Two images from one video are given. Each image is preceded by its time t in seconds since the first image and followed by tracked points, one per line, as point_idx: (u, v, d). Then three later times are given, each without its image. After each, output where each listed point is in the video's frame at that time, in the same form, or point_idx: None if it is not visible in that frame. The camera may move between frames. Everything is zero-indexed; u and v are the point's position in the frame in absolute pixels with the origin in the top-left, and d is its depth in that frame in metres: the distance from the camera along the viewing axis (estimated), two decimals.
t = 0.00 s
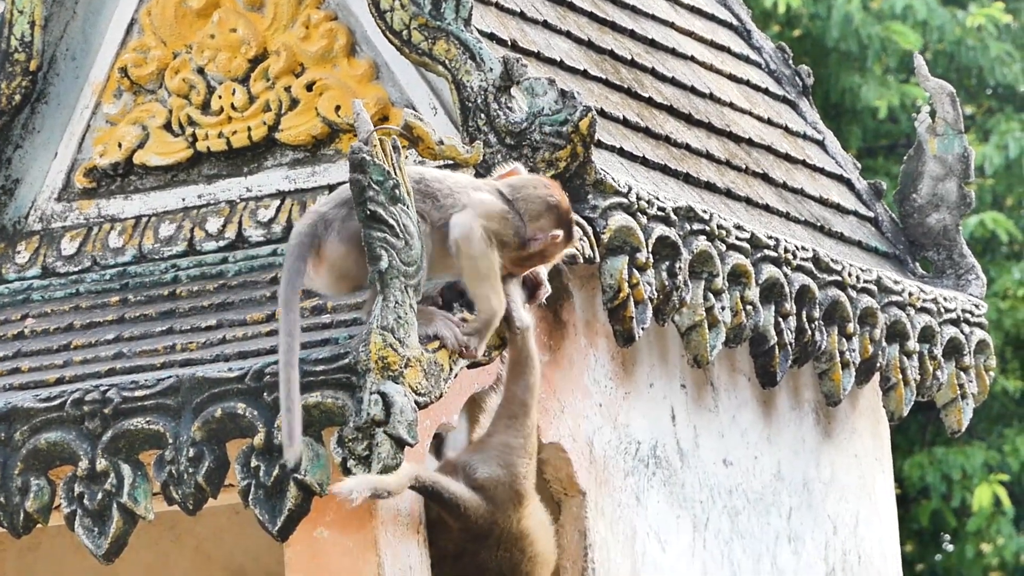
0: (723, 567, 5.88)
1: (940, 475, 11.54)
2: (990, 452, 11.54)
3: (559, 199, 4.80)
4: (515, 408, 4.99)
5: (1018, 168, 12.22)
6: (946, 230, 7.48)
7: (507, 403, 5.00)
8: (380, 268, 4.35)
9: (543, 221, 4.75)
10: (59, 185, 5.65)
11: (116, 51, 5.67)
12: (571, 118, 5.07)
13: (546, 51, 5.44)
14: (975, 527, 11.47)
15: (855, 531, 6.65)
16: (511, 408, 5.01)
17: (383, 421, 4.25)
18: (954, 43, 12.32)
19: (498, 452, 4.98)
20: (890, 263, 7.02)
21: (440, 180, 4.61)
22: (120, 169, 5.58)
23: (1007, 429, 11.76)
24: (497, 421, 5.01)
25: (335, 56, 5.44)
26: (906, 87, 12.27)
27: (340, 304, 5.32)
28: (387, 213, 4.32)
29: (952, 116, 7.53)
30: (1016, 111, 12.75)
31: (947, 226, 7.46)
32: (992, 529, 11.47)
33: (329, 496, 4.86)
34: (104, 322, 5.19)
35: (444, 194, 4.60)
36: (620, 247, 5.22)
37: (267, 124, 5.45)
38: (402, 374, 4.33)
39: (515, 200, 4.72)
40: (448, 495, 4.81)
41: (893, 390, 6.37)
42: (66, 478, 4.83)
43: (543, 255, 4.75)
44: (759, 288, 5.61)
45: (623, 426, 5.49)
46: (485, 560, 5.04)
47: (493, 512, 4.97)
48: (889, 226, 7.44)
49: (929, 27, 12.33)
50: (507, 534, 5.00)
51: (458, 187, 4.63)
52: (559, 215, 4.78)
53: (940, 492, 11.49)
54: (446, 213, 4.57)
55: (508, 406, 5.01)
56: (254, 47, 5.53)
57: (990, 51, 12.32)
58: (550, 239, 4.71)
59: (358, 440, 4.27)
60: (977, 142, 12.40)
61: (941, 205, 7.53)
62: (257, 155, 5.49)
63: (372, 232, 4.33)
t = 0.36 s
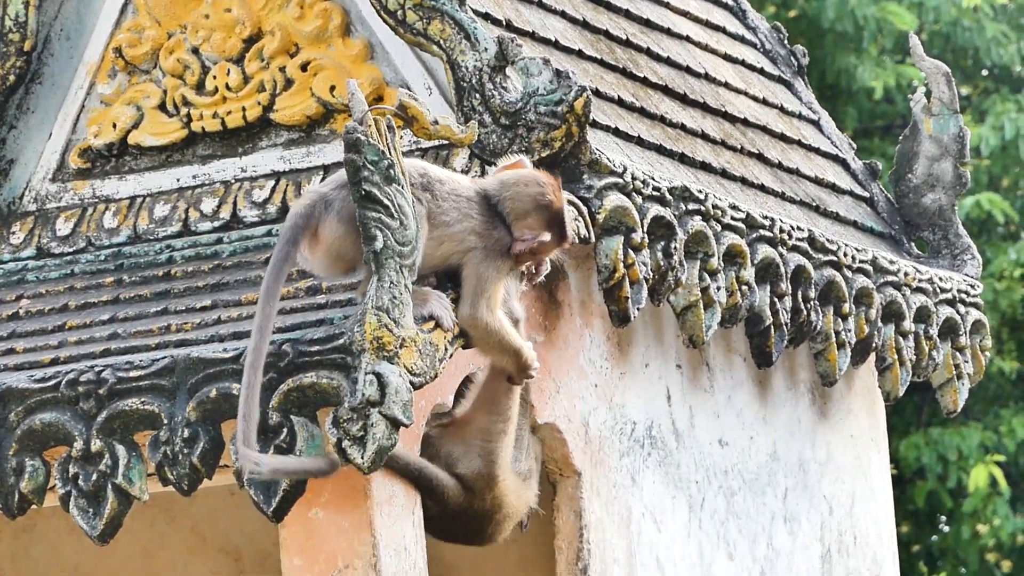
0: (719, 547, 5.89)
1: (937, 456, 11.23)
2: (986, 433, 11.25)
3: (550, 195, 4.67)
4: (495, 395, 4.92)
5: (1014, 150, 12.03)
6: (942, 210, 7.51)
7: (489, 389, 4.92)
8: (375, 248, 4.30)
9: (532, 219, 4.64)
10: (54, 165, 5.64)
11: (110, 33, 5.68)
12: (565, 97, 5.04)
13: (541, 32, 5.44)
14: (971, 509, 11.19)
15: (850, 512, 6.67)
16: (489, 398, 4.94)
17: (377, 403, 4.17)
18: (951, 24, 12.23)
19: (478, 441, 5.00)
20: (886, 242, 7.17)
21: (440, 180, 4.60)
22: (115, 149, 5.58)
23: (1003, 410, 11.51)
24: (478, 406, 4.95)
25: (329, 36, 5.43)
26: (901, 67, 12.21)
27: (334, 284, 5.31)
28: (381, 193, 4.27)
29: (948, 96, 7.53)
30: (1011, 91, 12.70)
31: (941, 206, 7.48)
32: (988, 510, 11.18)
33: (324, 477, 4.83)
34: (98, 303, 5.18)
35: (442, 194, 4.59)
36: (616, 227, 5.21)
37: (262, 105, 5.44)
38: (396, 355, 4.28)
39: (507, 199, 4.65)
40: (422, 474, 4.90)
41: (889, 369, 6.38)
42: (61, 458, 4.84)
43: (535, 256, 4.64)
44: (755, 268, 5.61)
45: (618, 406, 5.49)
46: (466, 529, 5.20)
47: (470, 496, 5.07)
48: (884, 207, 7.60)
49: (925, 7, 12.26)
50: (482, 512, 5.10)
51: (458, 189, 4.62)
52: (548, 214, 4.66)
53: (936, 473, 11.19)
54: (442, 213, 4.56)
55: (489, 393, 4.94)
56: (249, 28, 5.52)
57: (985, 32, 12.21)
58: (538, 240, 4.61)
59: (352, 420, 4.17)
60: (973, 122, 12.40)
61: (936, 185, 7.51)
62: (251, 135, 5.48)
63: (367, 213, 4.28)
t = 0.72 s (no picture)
0: (715, 528, 5.90)
1: (933, 438, 11.59)
2: (982, 415, 11.60)
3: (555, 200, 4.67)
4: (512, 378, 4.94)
5: (1008, 131, 12.32)
6: (936, 191, 7.57)
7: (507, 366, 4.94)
8: (369, 230, 4.25)
9: (534, 222, 4.64)
10: (48, 147, 5.63)
11: (103, 15, 5.67)
12: (558, 78, 5.03)
13: (535, 13, 5.42)
14: (968, 489, 11.55)
15: (845, 493, 6.73)
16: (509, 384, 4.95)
17: (372, 384, 4.14)
18: (946, 5, 12.54)
19: (493, 405, 4.88)
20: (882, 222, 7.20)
21: (439, 165, 4.57)
22: (109, 131, 5.57)
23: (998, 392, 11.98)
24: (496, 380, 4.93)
25: (323, 18, 5.43)
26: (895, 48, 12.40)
27: (328, 265, 5.30)
28: (376, 173, 4.24)
29: (941, 77, 7.51)
30: (1007, 72, 12.87)
31: (936, 186, 7.56)
32: (985, 492, 11.53)
33: (320, 458, 4.85)
34: (92, 285, 5.17)
35: (439, 179, 4.56)
36: (610, 208, 5.18)
37: (256, 86, 5.44)
38: (392, 336, 4.24)
39: (510, 197, 4.63)
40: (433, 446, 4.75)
41: (884, 350, 6.41)
42: (55, 440, 4.84)
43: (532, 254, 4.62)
44: (749, 249, 5.61)
45: (613, 388, 5.48)
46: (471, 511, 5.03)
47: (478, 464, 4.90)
48: (880, 187, 7.61)
49: None
50: (491, 485, 4.96)
51: (456, 176, 4.59)
52: (550, 217, 4.66)
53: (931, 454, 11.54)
54: (437, 197, 4.53)
55: (509, 368, 4.94)
56: (243, 9, 5.52)
57: (980, 13, 12.47)
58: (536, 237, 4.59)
59: (347, 402, 4.14)
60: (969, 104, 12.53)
61: (931, 166, 7.62)
62: (245, 117, 5.48)
63: (361, 193, 4.24)
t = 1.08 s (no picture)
0: (709, 508, 5.91)
1: (927, 419, 11.79)
2: (977, 397, 11.77)
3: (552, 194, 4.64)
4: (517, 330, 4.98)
5: (1005, 112, 12.39)
6: (932, 171, 7.61)
7: (506, 327, 4.97)
8: (364, 208, 4.18)
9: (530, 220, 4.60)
10: (44, 125, 5.63)
11: None
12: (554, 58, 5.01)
13: None
14: (962, 471, 11.69)
15: (840, 473, 6.76)
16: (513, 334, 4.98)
17: (367, 361, 4.09)
18: None
19: (495, 355, 4.92)
20: (878, 202, 7.20)
21: (434, 150, 4.53)
22: (104, 109, 5.57)
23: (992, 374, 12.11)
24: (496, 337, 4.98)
25: None
26: (892, 29, 12.45)
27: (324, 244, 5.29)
28: (371, 152, 4.16)
29: (938, 58, 7.56)
30: (1002, 53, 13.06)
31: (932, 166, 7.59)
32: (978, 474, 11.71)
33: (314, 436, 4.83)
34: (88, 263, 5.16)
35: (433, 163, 4.52)
36: (606, 187, 5.18)
37: (252, 65, 5.44)
38: (387, 316, 4.18)
39: (507, 190, 4.58)
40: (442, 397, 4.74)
41: (880, 331, 6.44)
42: (50, 418, 4.80)
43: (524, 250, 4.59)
44: (745, 229, 5.62)
45: (608, 367, 5.49)
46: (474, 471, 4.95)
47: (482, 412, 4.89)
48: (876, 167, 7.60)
49: None
50: (495, 434, 4.93)
51: (452, 161, 4.55)
52: (548, 214, 4.61)
53: (926, 436, 11.75)
54: (432, 181, 4.49)
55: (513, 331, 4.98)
56: None
57: None
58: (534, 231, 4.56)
59: (342, 380, 4.09)
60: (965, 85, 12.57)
61: (927, 146, 7.62)
62: (241, 95, 5.47)
63: (358, 171, 4.18)
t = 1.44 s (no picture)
0: (713, 485, 5.91)
1: (930, 397, 11.65)
2: (979, 374, 11.65)
3: (542, 140, 4.60)
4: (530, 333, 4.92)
5: (1007, 90, 12.37)
6: (935, 148, 7.62)
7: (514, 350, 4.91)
8: (369, 185, 4.19)
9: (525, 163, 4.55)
10: (47, 103, 5.62)
11: None
12: (559, 35, 5.00)
13: None
14: (964, 448, 11.57)
15: (843, 450, 6.77)
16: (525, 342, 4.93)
17: (371, 339, 4.06)
18: None
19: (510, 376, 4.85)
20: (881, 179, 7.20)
21: (429, 122, 4.53)
22: (108, 86, 5.57)
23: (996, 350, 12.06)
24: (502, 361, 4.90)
25: None
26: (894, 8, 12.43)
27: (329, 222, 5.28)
28: (375, 129, 4.17)
29: (942, 35, 7.53)
30: (1006, 31, 12.86)
31: (936, 143, 7.60)
32: (981, 450, 11.58)
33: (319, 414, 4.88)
34: (91, 240, 5.17)
35: (431, 136, 4.51)
36: (609, 164, 5.16)
37: (255, 42, 5.44)
38: (390, 292, 4.18)
39: (500, 145, 4.57)
40: (461, 413, 4.65)
41: (882, 308, 6.46)
42: (54, 394, 4.82)
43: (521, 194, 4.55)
44: (748, 206, 5.62)
45: (612, 344, 5.49)
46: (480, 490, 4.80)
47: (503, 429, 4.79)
48: (878, 145, 7.60)
49: None
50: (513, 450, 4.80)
51: (447, 132, 4.54)
52: (542, 154, 4.56)
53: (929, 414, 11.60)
54: (431, 152, 4.48)
55: (517, 328, 4.92)
56: None
57: None
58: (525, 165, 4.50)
59: (346, 357, 4.07)
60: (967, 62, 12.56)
61: (931, 123, 7.66)
62: (244, 73, 5.47)
63: (361, 149, 4.18)
